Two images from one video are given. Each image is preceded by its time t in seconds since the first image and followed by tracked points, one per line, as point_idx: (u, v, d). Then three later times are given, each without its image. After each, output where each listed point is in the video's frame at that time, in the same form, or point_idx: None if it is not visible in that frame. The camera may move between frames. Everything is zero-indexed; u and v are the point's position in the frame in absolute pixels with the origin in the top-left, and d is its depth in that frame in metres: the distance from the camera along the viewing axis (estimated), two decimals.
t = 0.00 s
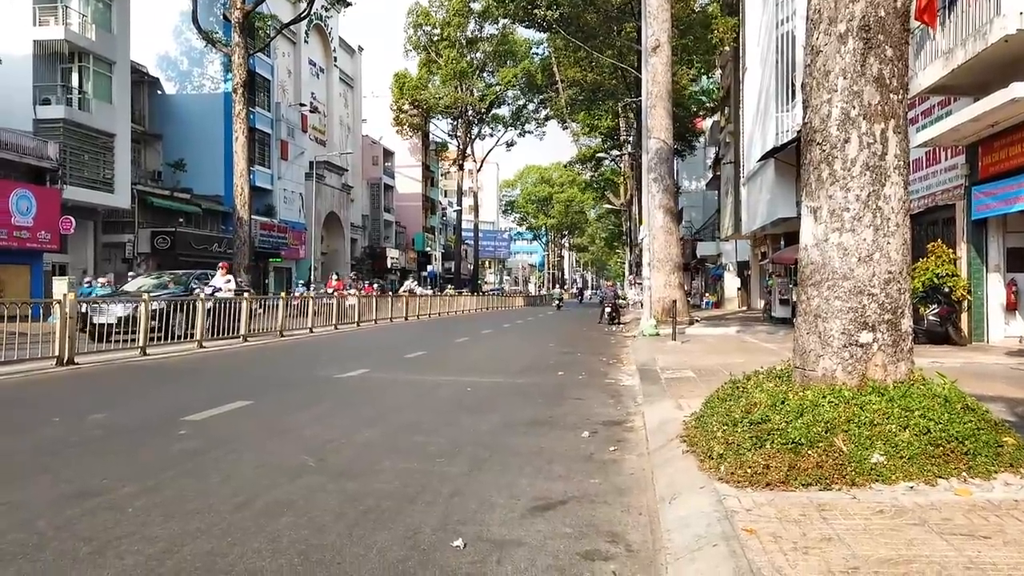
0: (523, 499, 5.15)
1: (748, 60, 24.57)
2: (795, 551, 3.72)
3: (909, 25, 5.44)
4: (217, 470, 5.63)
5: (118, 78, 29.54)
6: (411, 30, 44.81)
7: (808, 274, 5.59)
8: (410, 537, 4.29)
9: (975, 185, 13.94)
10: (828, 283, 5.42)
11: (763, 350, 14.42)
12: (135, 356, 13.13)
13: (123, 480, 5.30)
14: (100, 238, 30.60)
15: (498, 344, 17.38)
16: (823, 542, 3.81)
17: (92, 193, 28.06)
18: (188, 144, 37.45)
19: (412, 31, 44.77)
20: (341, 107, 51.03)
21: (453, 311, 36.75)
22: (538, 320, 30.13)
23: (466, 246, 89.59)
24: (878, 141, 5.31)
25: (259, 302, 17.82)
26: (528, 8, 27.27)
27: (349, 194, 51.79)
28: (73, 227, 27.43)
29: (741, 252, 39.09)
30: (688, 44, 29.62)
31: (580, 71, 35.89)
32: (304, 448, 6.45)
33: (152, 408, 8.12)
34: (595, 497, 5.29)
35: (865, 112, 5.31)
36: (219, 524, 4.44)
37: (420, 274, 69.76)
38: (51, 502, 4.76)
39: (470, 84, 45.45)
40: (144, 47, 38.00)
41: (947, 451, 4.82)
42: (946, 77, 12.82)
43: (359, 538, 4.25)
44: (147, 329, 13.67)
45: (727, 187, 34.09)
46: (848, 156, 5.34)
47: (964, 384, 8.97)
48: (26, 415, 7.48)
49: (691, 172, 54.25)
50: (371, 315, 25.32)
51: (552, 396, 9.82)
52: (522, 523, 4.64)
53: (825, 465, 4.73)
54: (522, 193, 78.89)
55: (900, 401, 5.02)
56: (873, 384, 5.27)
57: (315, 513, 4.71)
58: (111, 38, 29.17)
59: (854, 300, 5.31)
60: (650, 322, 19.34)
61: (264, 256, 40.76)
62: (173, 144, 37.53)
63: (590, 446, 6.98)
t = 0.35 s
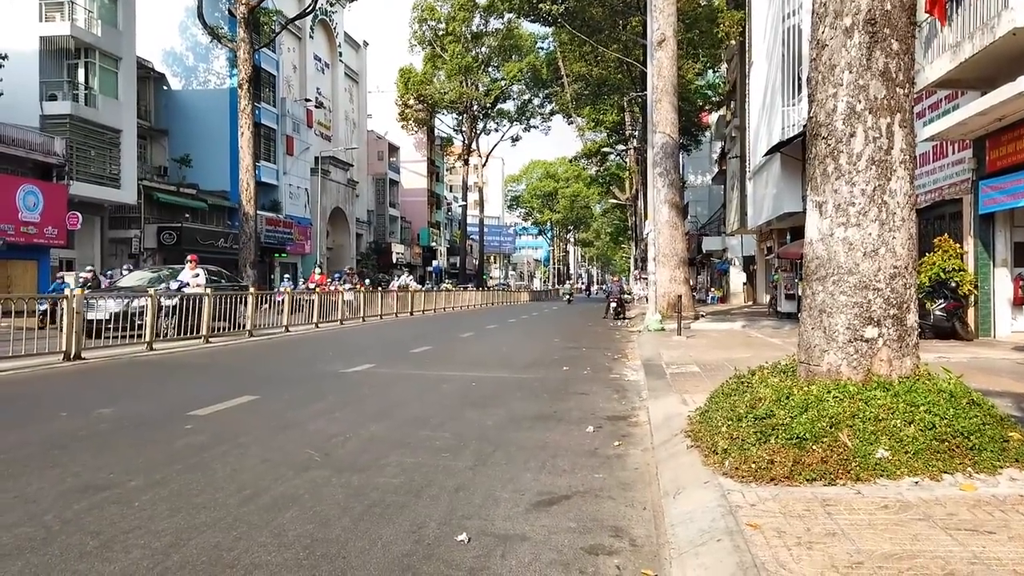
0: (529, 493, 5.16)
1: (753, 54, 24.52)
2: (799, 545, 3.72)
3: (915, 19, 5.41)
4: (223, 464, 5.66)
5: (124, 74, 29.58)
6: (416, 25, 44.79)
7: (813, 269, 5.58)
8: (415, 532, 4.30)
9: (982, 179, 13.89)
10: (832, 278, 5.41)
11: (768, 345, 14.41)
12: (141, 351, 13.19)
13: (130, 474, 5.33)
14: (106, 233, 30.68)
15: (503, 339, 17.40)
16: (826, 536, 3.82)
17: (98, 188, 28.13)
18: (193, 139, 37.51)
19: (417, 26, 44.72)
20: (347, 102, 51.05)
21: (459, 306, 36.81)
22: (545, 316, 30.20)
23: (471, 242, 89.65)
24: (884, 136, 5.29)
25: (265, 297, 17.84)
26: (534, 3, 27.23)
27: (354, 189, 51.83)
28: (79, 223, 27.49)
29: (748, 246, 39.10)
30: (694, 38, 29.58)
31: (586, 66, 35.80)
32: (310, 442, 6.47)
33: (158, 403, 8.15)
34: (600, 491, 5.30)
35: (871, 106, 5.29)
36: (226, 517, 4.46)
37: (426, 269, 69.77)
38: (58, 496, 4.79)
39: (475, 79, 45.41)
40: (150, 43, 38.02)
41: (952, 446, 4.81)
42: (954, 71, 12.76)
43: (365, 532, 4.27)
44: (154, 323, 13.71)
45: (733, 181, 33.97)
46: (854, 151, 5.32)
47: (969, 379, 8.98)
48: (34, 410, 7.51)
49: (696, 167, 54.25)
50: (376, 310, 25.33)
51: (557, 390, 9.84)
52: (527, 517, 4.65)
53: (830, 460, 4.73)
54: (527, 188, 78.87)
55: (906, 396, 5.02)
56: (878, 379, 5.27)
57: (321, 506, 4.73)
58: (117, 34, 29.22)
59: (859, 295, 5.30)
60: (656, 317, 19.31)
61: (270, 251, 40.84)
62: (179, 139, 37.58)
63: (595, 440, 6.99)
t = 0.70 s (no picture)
0: (532, 493, 5.16)
1: (757, 53, 24.48)
2: (802, 544, 3.72)
3: (919, 18, 5.40)
4: (228, 463, 5.68)
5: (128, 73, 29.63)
6: (419, 24, 44.80)
7: (817, 268, 5.58)
8: (418, 530, 4.31)
9: (987, 178, 13.84)
10: (836, 277, 5.40)
11: (772, 344, 14.39)
12: (145, 350, 13.23)
13: (135, 473, 5.35)
14: (111, 232, 30.74)
15: (506, 338, 17.39)
16: (830, 536, 3.82)
17: (102, 187, 28.19)
18: (197, 138, 37.55)
19: (421, 24, 44.73)
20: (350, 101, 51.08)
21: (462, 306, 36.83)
22: (548, 314, 30.24)
23: (475, 241, 89.75)
24: (888, 134, 5.28)
25: (268, 296, 17.86)
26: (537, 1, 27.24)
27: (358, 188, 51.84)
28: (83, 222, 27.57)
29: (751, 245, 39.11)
30: (698, 36, 29.59)
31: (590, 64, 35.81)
32: (314, 441, 6.48)
33: (162, 402, 8.17)
34: (603, 490, 5.30)
35: (875, 105, 5.28)
36: (231, 516, 4.47)
37: (429, 268, 69.78)
38: (63, 494, 4.81)
39: (479, 78, 45.41)
40: (154, 42, 38.05)
41: (956, 445, 4.80)
42: (959, 69, 12.71)
43: (369, 531, 4.28)
44: (158, 321, 13.79)
45: (737, 180, 33.93)
46: (857, 150, 5.31)
47: (974, 378, 8.96)
48: (38, 409, 7.53)
49: (700, 166, 54.25)
50: (379, 309, 25.34)
51: (560, 389, 9.84)
52: (530, 516, 4.65)
53: (834, 460, 4.73)
54: (531, 186, 78.86)
55: (909, 396, 5.01)
56: (881, 378, 5.26)
57: (325, 505, 4.74)
58: (121, 33, 29.27)
59: (863, 294, 5.29)
60: (659, 315, 19.27)
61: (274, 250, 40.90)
62: (183, 138, 37.64)
63: (598, 439, 6.98)
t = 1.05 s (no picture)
0: (532, 493, 5.16)
1: (757, 54, 24.50)
2: (802, 544, 3.72)
3: (920, 18, 5.40)
4: (228, 463, 5.67)
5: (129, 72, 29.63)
6: (420, 24, 44.82)
7: (818, 268, 5.58)
8: (418, 530, 4.31)
9: (988, 178, 13.84)
10: (836, 277, 5.40)
11: (773, 344, 14.38)
12: (145, 350, 13.22)
13: (135, 473, 5.35)
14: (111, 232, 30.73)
15: (506, 338, 17.38)
16: (830, 535, 3.82)
17: (102, 187, 28.19)
18: (197, 138, 37.56)
19: (421, 24, 44.71)
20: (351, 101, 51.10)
21: (463, 306, 36.84)
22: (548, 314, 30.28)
23: (475, 240, 89.81)
24: (888, 134, 5.28)
25: (268, 296, 17.87)
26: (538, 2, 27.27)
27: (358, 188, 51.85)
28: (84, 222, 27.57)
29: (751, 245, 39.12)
30: (698, 36, 29.62)
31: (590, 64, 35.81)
32: (314, 441, 6.48)
33: (163, 402, 8.17)
34: (604, 490, 5.30)
35: (875, 105, 5.28)
36: (231, 516, 4.47)
37: (429, 268, 69.77)
38: (64, 494, 4.80)
39: (479, 78, 45.42)
40: (155, 42, 38.04)
41: (956, 445, 4.81)
42: (959, 69, 12.70)
43: (369, 531, 4.28)
44: (159, 320, 13.80)
45: (738, 180, 33.95)
46: (858, 150, 5.32)
47: (974, 378, 8.96)
48: (39, 408, 7.53)
49: (700, 166, 54.34)
50: (379, 309, 25.33)
51: (560, 389, 9.84)
52: (530, 516, 4.65)
53: (833, 459, 4.73)
54: (531, 186, 78.85)
55: (909, 396, 5.02)
56: (881, 378, 5.27)
57: (325, 505, 4.74)
58: (122, 33, 29.30)
59: (863, 294, 5.29)
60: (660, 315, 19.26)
61: (274, 250, 40.89)
62: (183, 138, 37.65)
63: (599, 439, 6.98)
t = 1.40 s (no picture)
0: (531, 493, 5.16)
1: (757, 54, 24.52)
2: (801, 544, 3.73)
3: (919, 18, 5.40)
4: (227, 463, 5.67)
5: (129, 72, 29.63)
6: (420, 24, 44.83)
7: (817, 268, 5.58)
8: (417, 530, 4.32)
9: (988, 178, 13.83)
10: (835, 277, 5.41)
11: (773, 344, 14.37)
12: (145, 350, 13.21)
13: (135, 473, 5.35)
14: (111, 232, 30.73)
15: (506, 339, 17.39)
16: (829, 536, 3.82)
17: (102, 187, 28.18)
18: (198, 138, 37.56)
19: (421, 24, 44.71)
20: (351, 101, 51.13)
21: (463, 306, 36.87)
22: (548, 314, 30.32)
23: (476, 241, 89.87)
24: (887, 135, 5.28)
25: (268, 296, 17.88)
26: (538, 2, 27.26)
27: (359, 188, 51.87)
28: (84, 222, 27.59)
29: (751, 245, 39.18)
30: (698, 36, 29.64)
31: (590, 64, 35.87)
32: (313, 441, 6.48)
33: (163, 402, 8.18)
34: (603, 490, 5.30)
35: (874, 105, 5.29)
36: (230, 516, 4.48)
37: (429, 268, 69.78)
38: (63, 494, 4.80)
39: (479, 78, 45.42)
40: (155, 42, 38.05)
41: (954, 445, 4.81)
42: (959, 69, 12.70)
43: (368, 531, 4.28)
44: (158, 320, 13.80)
45: (737, 180, 34.04)
46: (857, 150, 5.32)
47: (973, 378, 8.96)
48: (39, 408, 7.54)
49: (700, 166, 54.35)
50: (379, 310, 25.33)
51: (561, 389, 9.85)
52: (529, 516, 4.65)
53: (832, 460, 4.74)
54: (531, 186, 78.90)
55: (908, 396, 5.02)
56: (881, 378, 5.27)
57: (325, 505, 4.75)
58: (122, 33, 29.31)
59: (862, 294, 5.30)
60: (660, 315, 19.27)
61: (274, 250, 40.88)
62: (183, 138, 37.64)
63: (598, 439, 6.99)
